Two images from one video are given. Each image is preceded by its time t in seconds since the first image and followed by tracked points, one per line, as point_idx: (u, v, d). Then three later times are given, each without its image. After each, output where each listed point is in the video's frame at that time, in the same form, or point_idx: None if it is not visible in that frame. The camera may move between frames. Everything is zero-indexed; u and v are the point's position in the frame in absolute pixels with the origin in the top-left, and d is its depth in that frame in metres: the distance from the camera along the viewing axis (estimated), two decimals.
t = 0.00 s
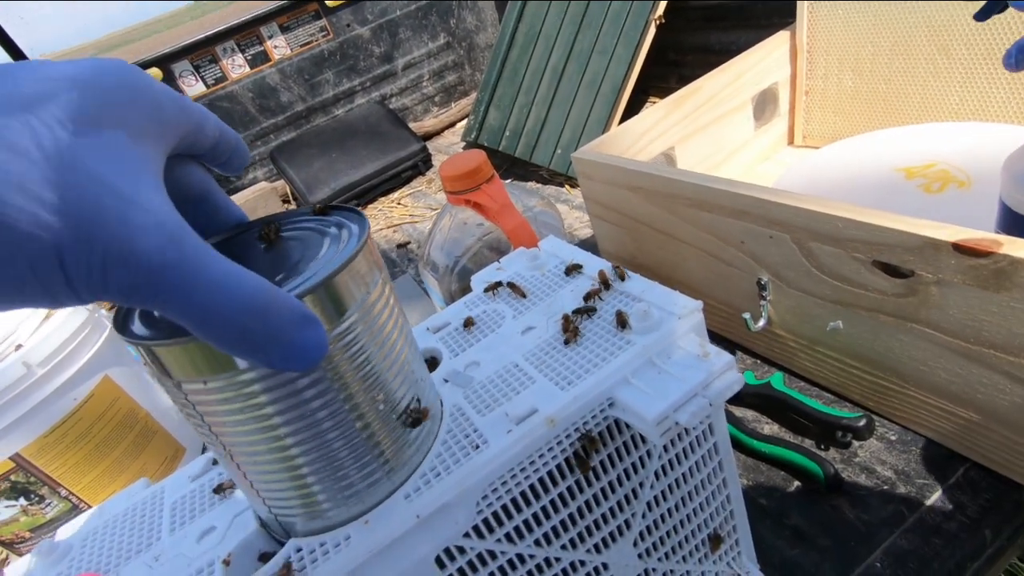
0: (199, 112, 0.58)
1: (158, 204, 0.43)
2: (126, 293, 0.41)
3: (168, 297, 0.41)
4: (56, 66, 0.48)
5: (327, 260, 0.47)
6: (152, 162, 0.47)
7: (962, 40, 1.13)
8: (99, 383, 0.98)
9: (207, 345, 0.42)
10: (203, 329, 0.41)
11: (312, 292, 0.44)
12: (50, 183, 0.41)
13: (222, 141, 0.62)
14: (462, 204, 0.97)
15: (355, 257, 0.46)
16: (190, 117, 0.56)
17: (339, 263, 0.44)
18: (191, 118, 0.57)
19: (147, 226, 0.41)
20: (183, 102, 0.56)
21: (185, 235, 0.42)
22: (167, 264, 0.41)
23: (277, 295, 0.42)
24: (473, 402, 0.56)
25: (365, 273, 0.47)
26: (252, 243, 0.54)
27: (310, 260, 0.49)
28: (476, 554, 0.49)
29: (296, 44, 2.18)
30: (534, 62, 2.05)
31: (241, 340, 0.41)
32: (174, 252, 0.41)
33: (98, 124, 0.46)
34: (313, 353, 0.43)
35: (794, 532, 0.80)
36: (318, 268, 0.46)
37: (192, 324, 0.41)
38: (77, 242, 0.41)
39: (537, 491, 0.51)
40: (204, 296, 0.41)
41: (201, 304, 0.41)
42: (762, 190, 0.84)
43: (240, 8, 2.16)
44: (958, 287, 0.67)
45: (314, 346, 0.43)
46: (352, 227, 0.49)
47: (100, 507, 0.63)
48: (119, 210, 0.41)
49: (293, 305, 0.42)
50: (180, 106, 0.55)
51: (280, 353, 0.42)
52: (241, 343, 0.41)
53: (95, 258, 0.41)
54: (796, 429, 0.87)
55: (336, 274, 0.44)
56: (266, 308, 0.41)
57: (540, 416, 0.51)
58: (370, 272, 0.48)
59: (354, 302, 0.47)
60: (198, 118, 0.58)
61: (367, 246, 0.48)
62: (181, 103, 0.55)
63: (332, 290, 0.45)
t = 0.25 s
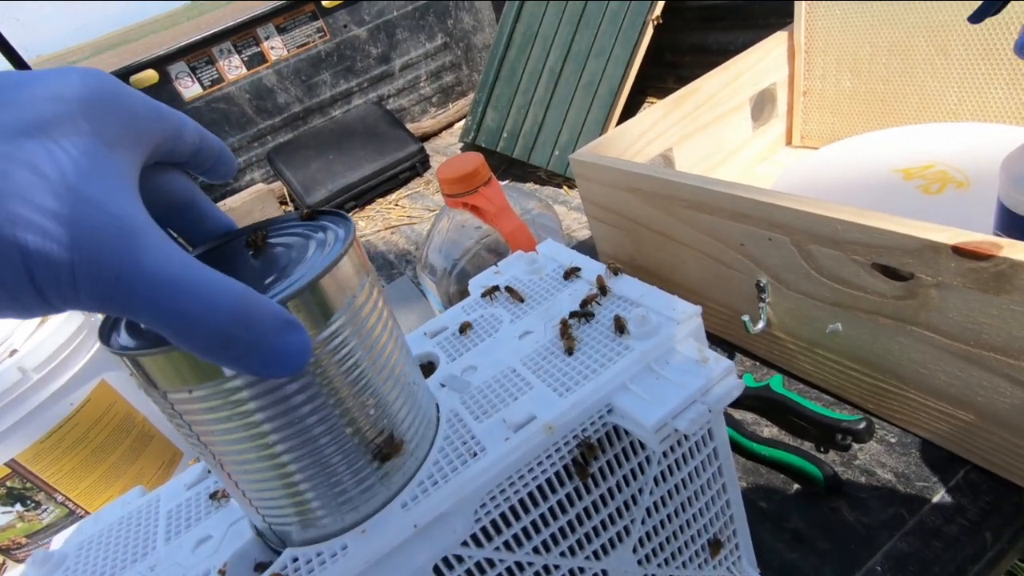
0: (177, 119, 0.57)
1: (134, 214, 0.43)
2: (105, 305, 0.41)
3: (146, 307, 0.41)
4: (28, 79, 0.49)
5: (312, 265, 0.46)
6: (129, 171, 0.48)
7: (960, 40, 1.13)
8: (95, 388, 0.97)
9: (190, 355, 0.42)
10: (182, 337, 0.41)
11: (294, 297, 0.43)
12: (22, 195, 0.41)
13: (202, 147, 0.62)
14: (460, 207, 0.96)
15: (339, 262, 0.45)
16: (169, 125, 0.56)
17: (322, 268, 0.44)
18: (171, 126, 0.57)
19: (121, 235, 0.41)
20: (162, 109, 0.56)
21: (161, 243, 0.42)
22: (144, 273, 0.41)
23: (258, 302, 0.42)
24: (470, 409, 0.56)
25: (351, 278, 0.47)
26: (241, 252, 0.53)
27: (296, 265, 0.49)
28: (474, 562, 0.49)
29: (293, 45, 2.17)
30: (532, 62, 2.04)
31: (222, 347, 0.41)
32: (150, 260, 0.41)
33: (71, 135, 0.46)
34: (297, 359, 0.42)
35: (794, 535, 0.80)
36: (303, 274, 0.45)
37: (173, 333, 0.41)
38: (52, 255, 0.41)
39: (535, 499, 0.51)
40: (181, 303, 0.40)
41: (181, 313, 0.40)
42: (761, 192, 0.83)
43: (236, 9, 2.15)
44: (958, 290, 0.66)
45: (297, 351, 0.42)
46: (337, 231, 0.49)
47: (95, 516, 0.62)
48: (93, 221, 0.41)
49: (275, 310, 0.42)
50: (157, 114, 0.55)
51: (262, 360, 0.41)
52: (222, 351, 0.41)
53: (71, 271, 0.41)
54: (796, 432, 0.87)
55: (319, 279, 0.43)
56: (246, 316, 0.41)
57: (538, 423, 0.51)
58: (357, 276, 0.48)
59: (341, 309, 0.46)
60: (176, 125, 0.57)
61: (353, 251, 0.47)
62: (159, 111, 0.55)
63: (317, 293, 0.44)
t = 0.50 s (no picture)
0: (178, 118, 0.58)
1: (135, 197, 0.43)
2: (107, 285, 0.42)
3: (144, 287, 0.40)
4: (41, 73, 0.51)
5: (311, 256, 0.46)
6: (131, 160, 0.48)
7: (955, 42, 1.13)
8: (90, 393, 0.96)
9: (186, 339, 0.41)
10: (179, 320, 0.40)
11: (292, 286, 0.43)
12: (28, 181, 0.42)
13: (205, 149, 0.62)
14: (456, 210, 0.96)
15: (337, 256, 0.45)
16: (171, 124, 0.57)
17: (319, 259, 0.43)
18: (172, 126, 0.58)
19: (117, 214, 0.41)
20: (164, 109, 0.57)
21: (158, 224, 0.42)
22: (139, 252, 0.41)
23: (254, 285, 0.41)
24: (468, 412, 0.56)
25: (350, 271, 0.47)
26: (239, 250, 0.53)
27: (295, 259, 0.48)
28: (474, 568, 0.49)
29: (288, 49, 2.17)
30: (528, 65, 2.04)
31: (213, 329, 0.40)
32: (146, 239, 0.41)
33: (73, 124, 0.47)
34: (293, 345, 0.42)
35: (794, 537, 0.80)
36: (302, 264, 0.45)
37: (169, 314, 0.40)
38: (58, 237, 0.42)
39: (535, 503, 0.51)
40: (174, 283, 0.40)
41: (176, 295, 0.40)
42: (758, 194, 0.83)
43: (232, 13, 2.15)
44: (955, 291, 0.66)
45: (292, 337, 0.41)
46: (339, 229, 0.49)
47: (89, 523, 0.62)
48: (91, 202, 0.42)
49: (271, 296, 0.41)
50: (160, 112, 0.56)
51: (257, 344, 0.41)
52: (218, 333, 0.40)
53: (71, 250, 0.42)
54: (795, 433, 0.87)
55: (317, 268, 0.43)
56: (242, 299, 0.40)
57: (537, 427, 0.51)
58: (357, 270, 0.48)
59: (338, 305, 0.46)
60: (177, 125, 0.58)
61: (351, 247, 0.47)
62: (160, 110, 0.56)
63: (316, 285, 0.44)
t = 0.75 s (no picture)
0: (167, 125, 0.58)
1: (123, 205, 0.43)
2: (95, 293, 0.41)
3: (134, 296, 0.40)
4: (29, 81, 0.51)
5: (304, 262, 0.46)
6: (118, 167, 0.48)
7: (948, 45, 1.14)
8: (86, 398, 0.96)
9: (180, 349, 0.41)
10: (171, 329, 0.40)
11: (287, 293, 0.43)
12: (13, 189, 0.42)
13: (197, 156, 0.62)
14: (455, 213, 0.96)
15: (331, 261, 0.44)
16: (161, 130, 0.57)
17: (314, 265, 0.43)
18: (162, 132, 0.58)
19: (106, 222, 0.41)
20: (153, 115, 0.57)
21: (148, 232, 0.42)
22: (130, 263, 0.40)
23: (248, 294, 0.41)
24: (470, 416, 0.55)
25: (345, 276, 0.46)
26: (233, 257, 0.52)
27: (289, 265, 0.48)
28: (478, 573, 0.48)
29: (284, 52, 2.16)
30: (524, 69, 2.05)
31: (208, 338, 0.40)
32: (136, 249, 0.40)
33: (61, 131, 0.47)
34: (288, 352, 0.41)
35: (795, 539, 0.80)
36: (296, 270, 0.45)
37: (161, 323, 0.40)
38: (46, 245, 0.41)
39: (538, 508, 0.51)
40: (166, 293, 0.40)
41: (168, 304, 0.39)
42: (756, 196, 0.84)
43: (227, 17, 2.14)
44: (953, 292, 0.67)
45: (288, 344, 0.41)
46: (332, 232, 0.48)
47: (86, 531, 0.61)
48: (79, 210, 0.41)
49: (266, 304, 0.41)
50: (150, 118, 0.56)
51: (252, 352, 0.40)
52: (212, 341, 0.40)
53: (63, 258, 0.41)
54: (795, 435, 0.87)
55: (313, 274, 0.43)
56: (236, 307, 0.40)
57: (540, 431, 0.50)
58: (352, 274, 0.47)
59: (333, 308, 0.45)
60: (167, 131, 0.58)
61: (345, 251, 0.47)
62: (149, 115, 0.56)
63: (311, 291, 0.44)
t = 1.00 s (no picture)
0: (156, 136, 0.59)
1: (108, 212, 0.43)
2: (85, 301, 0.41)
3: (121, 303, 0.40)
4: (13, 94, 0.51)
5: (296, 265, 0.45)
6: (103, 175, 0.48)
7: (940, 53, 1.16)
8: (79, 406, 0.95)
9: (169, 353, 0.40)
10: (160, 333, 0.39)
11: (278, 295, 0.42)
12: None
13: (186, 166, 0.64)
14: (453, 219, 0.96)
15: (323, 261, 0.44)
16: (150, 141, 0.58)
17: (305, 266, 0.43)
18: (151, 142, 0.59)
19: (92, 228, 0.41)
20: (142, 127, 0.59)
21: (132, 237, 0.42)
22: (115, 268, 0.40)
23: (237, 297, 0.41)
24: (471, 422, 0.55)
25: (335, 278, 0.46)
26: (227, 264, 0.52)
27: (281, 268, 0.48)
28: None
29: (279, 58, 2.16)
30: (519, 75, 2.06)
31: (196, 342, 0.40)
32: (122, 253, 0.40)
33: (48, 139, 0.47)
34: (280, 354, 0.41)
35: (794, 543, 0.80)
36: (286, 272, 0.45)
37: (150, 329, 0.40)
38: (30, 255, 0.41)
39: (540, 514, 0.51)
40: (150, 299, 0.39)
41: (155, 308, 0.39)
42: (753, 202, 0.84)
43: (222, 22, 2.14)
44: (950, 297, 0.67)
45: (279, 346, 0.41)
46: (324, 235, 0.48)
47: (82, 540, 0.60)
48: (66, 217, 0.42)
49: (256, 305, 0.41)
50: (137, 128, 0.57)
51: (242, 354, 0.40)
52: (201, 345, 0.40)
53: (47, 267, 0.42)
54: (793, 440, 0.87)
55: (301, 276, 0.43)
56: (224, 310, 0.40)
57: (542, 437, 0.50)
58: (342, 276, 0.47)
59: (327, 309, 0.45)
60: (156, 141, 0.59)
61: (338, 253, 0.46)
62: (137, 125, 0.57)
63: (302, 293, 0.43)
